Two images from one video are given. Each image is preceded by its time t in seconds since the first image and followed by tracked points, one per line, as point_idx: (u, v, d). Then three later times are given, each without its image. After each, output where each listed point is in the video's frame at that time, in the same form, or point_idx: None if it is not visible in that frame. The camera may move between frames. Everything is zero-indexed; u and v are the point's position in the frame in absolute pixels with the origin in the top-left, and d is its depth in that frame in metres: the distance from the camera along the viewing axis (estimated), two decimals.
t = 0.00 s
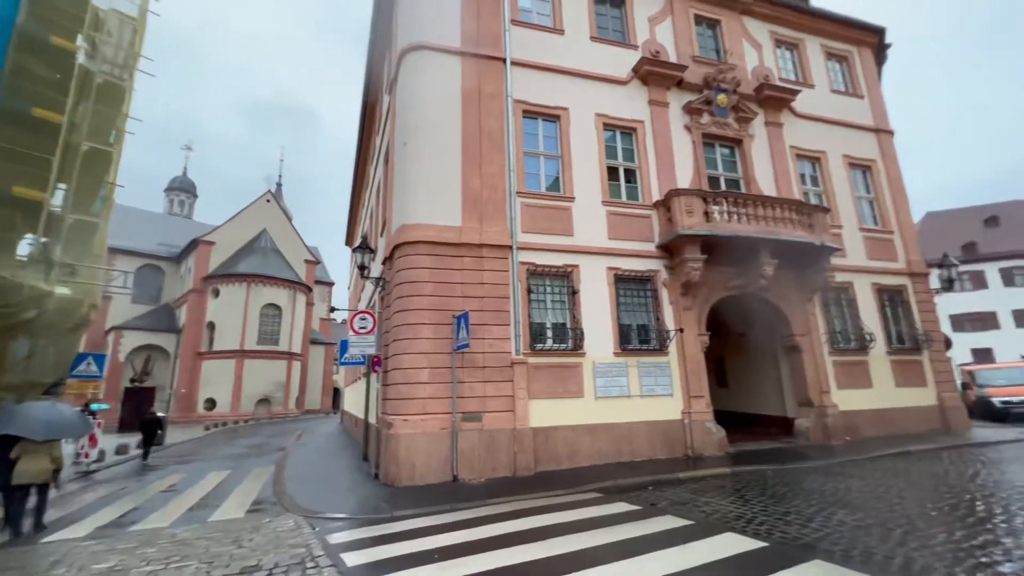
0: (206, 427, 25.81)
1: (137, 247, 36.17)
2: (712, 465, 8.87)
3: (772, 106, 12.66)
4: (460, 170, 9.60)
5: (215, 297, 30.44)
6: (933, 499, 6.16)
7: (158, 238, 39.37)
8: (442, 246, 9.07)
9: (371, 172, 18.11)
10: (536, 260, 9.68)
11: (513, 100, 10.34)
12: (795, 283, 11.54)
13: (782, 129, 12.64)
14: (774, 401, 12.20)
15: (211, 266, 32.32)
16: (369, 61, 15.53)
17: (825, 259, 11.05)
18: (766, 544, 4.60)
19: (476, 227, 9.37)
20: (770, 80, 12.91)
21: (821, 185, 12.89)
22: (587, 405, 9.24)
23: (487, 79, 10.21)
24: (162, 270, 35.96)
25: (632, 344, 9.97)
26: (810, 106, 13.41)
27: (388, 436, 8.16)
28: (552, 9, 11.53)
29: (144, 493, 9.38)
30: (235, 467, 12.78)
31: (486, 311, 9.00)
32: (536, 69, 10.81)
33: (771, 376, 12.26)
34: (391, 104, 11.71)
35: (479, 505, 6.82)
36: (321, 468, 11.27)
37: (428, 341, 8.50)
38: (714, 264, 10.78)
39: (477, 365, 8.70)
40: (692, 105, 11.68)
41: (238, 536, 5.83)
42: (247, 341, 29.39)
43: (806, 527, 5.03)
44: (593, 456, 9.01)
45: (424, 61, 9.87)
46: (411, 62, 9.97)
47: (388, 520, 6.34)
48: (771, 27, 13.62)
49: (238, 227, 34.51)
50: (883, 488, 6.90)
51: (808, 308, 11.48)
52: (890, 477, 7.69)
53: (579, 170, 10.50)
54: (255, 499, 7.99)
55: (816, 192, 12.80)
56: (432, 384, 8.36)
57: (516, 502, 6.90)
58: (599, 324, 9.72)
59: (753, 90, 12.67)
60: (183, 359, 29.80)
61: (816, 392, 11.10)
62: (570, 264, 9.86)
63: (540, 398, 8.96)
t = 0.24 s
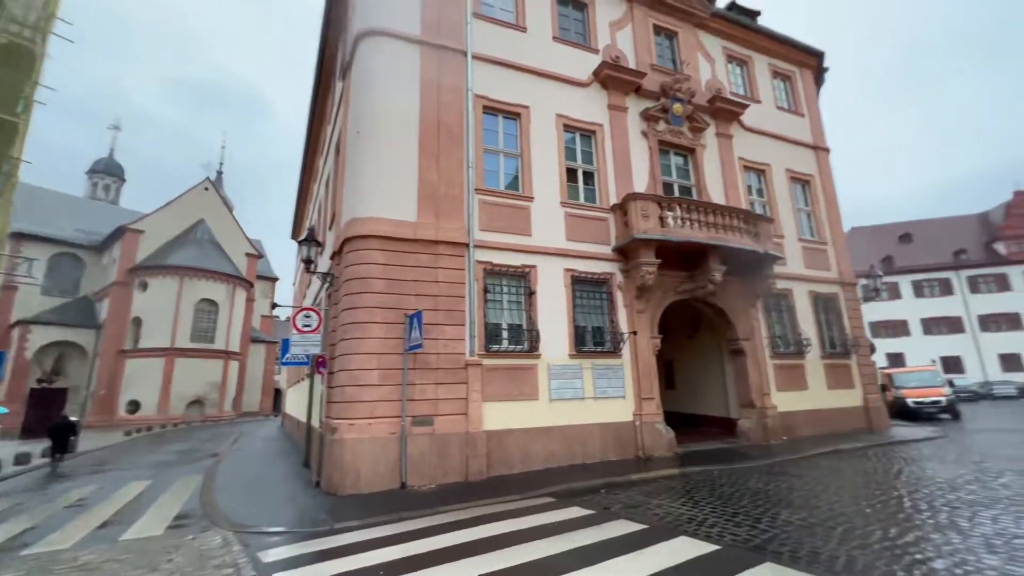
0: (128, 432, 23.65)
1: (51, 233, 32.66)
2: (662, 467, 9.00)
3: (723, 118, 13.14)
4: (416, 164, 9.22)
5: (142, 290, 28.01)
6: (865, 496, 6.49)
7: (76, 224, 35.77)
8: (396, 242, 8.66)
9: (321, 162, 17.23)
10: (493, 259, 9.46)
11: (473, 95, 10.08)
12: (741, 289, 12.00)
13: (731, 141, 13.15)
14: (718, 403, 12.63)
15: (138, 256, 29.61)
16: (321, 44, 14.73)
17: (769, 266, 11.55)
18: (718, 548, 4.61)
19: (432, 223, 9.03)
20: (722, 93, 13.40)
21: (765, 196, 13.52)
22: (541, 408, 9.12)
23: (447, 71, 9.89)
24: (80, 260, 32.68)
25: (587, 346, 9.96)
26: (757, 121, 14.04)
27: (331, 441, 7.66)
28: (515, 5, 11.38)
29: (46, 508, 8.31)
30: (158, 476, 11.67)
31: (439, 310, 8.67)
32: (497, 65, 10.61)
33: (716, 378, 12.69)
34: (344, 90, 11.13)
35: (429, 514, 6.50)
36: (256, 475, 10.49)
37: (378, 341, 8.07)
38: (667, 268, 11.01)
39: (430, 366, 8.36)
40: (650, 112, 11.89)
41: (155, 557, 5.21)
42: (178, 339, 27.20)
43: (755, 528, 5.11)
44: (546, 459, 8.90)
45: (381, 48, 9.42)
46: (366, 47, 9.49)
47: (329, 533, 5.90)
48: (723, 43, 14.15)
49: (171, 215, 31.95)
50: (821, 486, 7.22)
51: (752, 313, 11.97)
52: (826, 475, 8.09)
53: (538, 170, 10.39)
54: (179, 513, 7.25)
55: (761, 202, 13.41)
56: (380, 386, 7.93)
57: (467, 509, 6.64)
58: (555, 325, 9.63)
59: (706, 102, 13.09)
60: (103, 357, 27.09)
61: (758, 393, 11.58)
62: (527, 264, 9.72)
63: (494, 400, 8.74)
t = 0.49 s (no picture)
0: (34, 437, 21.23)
1: None
2: (612, 467, 9.04)
3: (676, 127, 13.52)
4: (369, 153, 8.77)
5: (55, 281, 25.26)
6: (803, 493, 6.78)
7: None
8: (344, 235, 8.19)
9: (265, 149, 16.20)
10: (448, 256, 9.16)
11: (431, 86, 9.73)
12: (689, 292, 12.36)
13: (683, 149, 13.55)
14: (665, 403, 12.94)
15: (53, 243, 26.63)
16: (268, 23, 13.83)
17: (716, 272, 11.96)
18: (670, 550, 4.59)
19: (384, 216, 8.61)
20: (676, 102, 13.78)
21: (713, 204, 14.04)
22: (493, 409, 8.91)
23: (404, 59, 9.50)
24: None
25: (541, 347, 9.87)
26: (707, 131, 14.58)
27: (267, 447, 7.09)
28: None
29: None
30: (63, 487, 10.44)
31: (390, 308, 8.27)
32: (457, 57, 10.33)
33: (664, 380, 13.00)
34: (293, 72, 10.46)
35: (373, 523, 6.12)
36: (180, 484, 9.59)
37: (321, 340, 7.57)
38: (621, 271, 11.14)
39: (378, 367, 7.94)
40: (607, 116, 12.02)
41: None
42: (98, 335, 24.52)
43: (704, 528, 5.16)
44: (498, 462, 8.70)
45: (334, 29, 8.90)
46: (318, 27, 8.93)
47: (260, 547, 5.40)
48: (678, 54, 14.59)
49: (93, 199, 29.13)
50: (762, 484, 7.48)
51: (700, 317, 12.35)
52: (766, 473, 8.41)
53: (496, 167, 10.20)
54: (84, 530, 6.43)
55: (709, 210, 13.91)
56: (323, 388, 7.44)
57: (415, 517, 6.32)
58: (510, 325, 9.46)
59: (661, 110, 13.42)
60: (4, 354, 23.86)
61: (703, 394, 11.95)
62: (483, 262, 9.50)
63: (445, 401, 8.44)
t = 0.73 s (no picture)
0: None
1: None
2: (571, 469, 8.97)
3: (638, 131, 13.72)
4: (324, 140, 8.28)
5: None
6: (754, 491, 6.94)
7: None
8: (295, 225, 7.68)
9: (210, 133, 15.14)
10: (406, 251, 8.80)
11: (393, 74, 9.35)
12: (648, 295, 12.54)
13: (644, 154, 13.78)
14: (622, 404, 13.07)
15: None
16: None
17: (674, 275, 12.20)
18: (631, 554, 4.51)
19: (339, 208, 8.16)
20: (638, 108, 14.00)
21: (671, 209, 14.36)
22: (451, 411, 8.63)
23: (364, 44, 9.07)
24: None
25: (501, 347, 9.67)
26: (667, 138, 14.91)
27: (201, 453, 6.50)
28: None
29: None
30: None
31: (343, 304, 7.82)
32: (421, 47, 9.99)
33: (621, 381, 13.12)
34: (241, 50, 9.77)
35: (319, 533, 5.70)
36: (101, 495, 8.69)
37: (266, 337, 7.04)
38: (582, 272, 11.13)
39: (328, 366, 7.49)
40: (572, 117, 12.02)
41: None
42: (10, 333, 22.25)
43: (663, 530, 5.12)
44: (454, 466, 8.41)
45: (288, 6, 8.36)
46: (271, 3, 8.37)
47: (189, 564, 4.89)
48: (641, 61, 14.85)
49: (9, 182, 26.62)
50: (716, 483, 7.61)
51: (657, 319, 12.56)
52: (718, 472, 8.59)
53: (459, 162, 9.93)
54: None
55: (667, 215, 14.22)
56: (267, 389, 6.92)
57: (365, 526, 5.95)
58: (470, 325, 9.21)
59: (624, 114, 13.58)
60: None
61: (659, 395, 12.14)
62: (443, 259, 9.20)
63: (400, 403, 8.08)
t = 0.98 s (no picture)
0: None
1: None
2: (532, 475, 8.81)
3: (604, 136, 13.82)
4: (278, 126, 7.74)
5: None
6: (713, 493, 7.01)
7: None
8: (243, 216, 7.11)
9: (150, 115, 14.00)
10: (366, 248, 8.37)
11: (355, 62, 8.90)
12: (610, 298, 12.61)
13: (609, 159, 13.89)
14: (582, 408, 13.06)
15: None
16: None
17: (636, 279, 12.33)
18: (597, 565, 4.37)
19: (293, 199, 7.64)
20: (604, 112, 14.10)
21: (634, 214, 14.56)
22: (410, 416, 8.26)
23: (324, 28, 8.59)
24: None
25: (463, 349, 9.39)
26: (631, 144, 15.13)
27: (127, 464, 5.86)
28: None
29: None
30: None
31: (295, 302, 7.31)
32: (386, 36, 9.59)
33: (582, 384, 13.13)
34: (187, 26, 9.03)
35: (262, 551, 5.22)
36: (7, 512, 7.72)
37: (207, 337, 6.45)
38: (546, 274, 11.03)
39: (277, 369, 6.96)
40: (539, 117, 11.92)
41: None
42: None
43: (628, 538, 5.03)
44: (412, 473, 8.04)
45: None
46: None
47: None
48: (607, 67, 14.99)
49: None
50: (676, 487, 7.66)
51: (618, 322, 12.65)
52: (677, 475, 8.67)
53: (423, 157, 9.59)
54: None
55: (630, 220, 14.40)
56: (207, 393, 6.33)
57: (314, 541, 5.51)
58: (432, 326, 8.87)
59: (590, 118, 13.64)
60: None
61: (619, 398, 12.21)
62: (405, 257, 8.82)
63: (356, 408, 7.63)
